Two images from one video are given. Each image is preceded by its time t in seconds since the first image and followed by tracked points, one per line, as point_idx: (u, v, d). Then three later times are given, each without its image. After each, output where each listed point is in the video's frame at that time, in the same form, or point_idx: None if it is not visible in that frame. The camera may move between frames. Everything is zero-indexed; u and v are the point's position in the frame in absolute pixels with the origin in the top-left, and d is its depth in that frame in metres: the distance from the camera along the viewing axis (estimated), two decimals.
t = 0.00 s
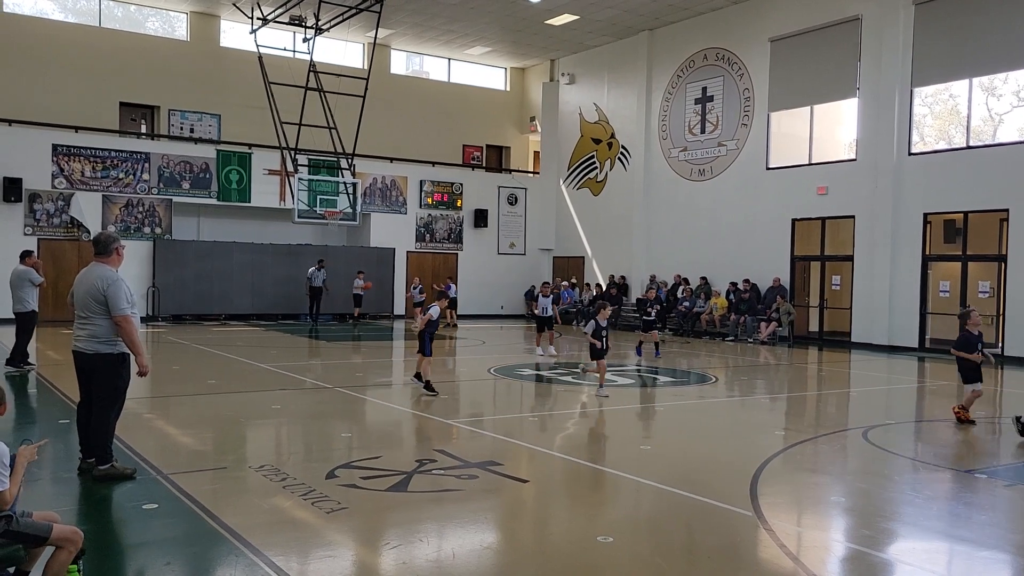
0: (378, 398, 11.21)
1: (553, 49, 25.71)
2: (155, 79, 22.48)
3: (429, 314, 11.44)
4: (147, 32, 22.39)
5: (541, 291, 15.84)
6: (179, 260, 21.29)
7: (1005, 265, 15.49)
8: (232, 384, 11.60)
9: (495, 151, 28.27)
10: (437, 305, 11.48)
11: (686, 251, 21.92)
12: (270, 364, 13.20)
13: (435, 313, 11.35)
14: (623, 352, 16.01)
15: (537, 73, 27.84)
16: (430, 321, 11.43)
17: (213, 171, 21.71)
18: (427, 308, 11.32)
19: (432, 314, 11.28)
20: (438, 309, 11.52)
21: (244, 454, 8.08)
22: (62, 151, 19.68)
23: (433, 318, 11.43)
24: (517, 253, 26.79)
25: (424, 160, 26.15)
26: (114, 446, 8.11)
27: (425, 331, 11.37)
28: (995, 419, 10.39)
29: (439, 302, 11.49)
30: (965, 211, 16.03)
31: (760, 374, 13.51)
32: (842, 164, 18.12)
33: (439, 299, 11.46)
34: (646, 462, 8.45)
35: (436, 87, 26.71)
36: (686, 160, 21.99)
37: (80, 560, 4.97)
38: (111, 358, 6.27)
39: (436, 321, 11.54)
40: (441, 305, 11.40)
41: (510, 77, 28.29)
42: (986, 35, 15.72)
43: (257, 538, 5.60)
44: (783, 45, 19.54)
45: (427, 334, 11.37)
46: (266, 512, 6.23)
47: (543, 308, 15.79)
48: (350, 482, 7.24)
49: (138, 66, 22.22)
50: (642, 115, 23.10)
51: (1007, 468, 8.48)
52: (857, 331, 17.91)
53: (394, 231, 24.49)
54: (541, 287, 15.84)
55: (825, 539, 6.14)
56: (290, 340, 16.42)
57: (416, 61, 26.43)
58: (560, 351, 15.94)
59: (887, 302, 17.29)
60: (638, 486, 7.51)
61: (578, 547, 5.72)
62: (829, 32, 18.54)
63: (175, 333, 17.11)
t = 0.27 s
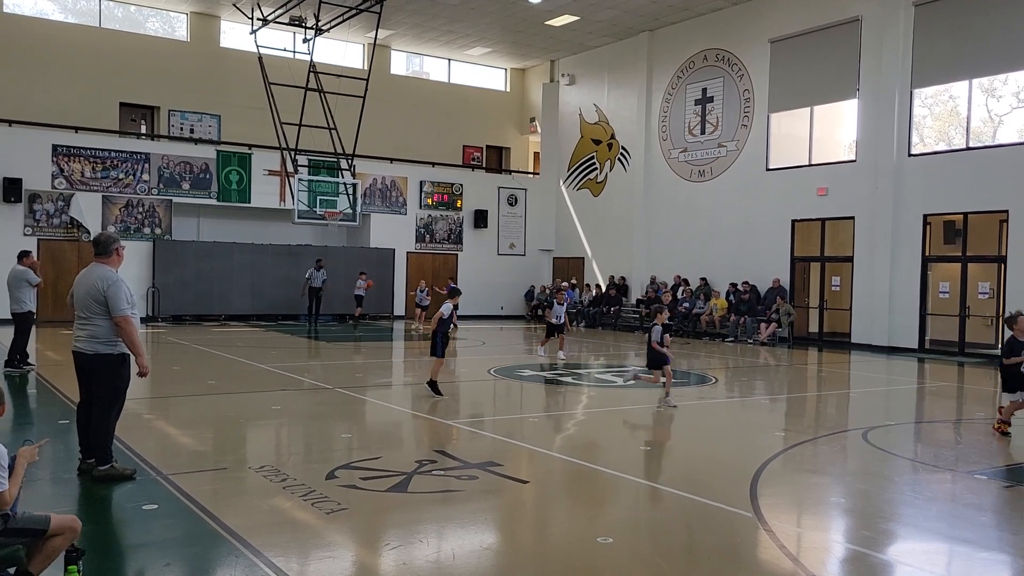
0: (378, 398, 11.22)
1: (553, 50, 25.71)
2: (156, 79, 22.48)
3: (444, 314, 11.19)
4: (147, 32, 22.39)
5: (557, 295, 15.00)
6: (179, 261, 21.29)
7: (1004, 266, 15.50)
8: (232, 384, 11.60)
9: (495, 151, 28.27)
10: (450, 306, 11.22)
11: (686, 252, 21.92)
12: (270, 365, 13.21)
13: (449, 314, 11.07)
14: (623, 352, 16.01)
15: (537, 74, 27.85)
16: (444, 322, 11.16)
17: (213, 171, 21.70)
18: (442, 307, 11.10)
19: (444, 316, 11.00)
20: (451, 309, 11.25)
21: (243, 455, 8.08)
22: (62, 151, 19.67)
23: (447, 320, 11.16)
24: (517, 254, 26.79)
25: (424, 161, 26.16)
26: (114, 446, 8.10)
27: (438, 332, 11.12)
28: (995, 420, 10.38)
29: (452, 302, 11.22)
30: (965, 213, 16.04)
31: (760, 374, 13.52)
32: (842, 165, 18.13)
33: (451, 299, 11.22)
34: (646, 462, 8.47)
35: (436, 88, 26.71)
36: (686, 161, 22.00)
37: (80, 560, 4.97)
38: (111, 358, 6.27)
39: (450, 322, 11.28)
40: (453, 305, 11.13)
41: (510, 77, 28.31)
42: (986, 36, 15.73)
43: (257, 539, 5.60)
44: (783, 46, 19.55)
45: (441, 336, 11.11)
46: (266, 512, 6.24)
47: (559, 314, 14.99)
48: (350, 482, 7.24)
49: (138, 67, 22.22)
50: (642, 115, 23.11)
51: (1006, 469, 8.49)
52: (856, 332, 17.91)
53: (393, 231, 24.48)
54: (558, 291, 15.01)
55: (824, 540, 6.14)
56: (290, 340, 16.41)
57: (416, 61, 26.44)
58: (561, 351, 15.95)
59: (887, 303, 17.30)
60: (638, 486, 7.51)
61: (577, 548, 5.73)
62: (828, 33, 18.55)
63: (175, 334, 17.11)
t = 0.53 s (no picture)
0: (378, 399, 11.21)
1: (552, 52, 25.73)
2: (155, 80, 22.49)
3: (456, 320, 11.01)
4: (147, 33, 22.39)
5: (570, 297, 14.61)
6: (178, 262, 21.29)
7: (1003, 268, 15.52)
8: (231, 385, 11.59)
9: (494, 153, 28.27)
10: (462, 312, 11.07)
11: (686, 253, 21.92)
12: (269, 366, 13.20)
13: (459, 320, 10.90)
14: (623, 354, 16.00)
15: (536, 76, 27.86)
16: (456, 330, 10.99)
17: (213, 172, 21.69)
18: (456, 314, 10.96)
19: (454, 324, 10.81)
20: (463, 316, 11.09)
21: (242, 456, 8.07)
22: (61, 152, 19.67)
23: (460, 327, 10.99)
24: (516, 255, 26.77)
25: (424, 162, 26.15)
26: (113, 448, 8.09)
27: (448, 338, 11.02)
28: (994, 422, 10.38)
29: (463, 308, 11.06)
30: (964, 214, 16.05)
31: (759, 376, 13.52)
32: (841, 166, 18.14)
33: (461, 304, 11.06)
34: (646, 464, 8.46)
35: (436, 89, 26.71)
36: (686, 162, 22.00)
37: (78, 562, 4.96)
38: (111, 360, 6.27)
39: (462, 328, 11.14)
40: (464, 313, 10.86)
41: (510, 79, 28.32)
42: (986, 38, 15.74)
43: (256, 540, 5.59)
44: (782, 47, 19.56)
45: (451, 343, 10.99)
46: (265, 514, 6.23)
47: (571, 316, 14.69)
48: (349, 484, 7.23)
49: (138, 68, 22.22)
50: (641, 117, 23.12)
51: (1005, 470, 8.50)
52: (856, 333, 17.91)
53: (392, 232, 24.47)
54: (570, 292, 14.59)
55: (824, 541, 6.14)
56: (289, 342, 16.40)
57: (416, 63, 26.45)
58: (560, 352, 15.93)
59: (886, 305, 17.30)
60: (638, 488, 7.51)
61: (577, 549, 5.72)
62: (827, 35, 18.57)
63: (174, 335, 17.10)
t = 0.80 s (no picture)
0: (376, 400, 11.20)
1: (551, 52, 25.73)
2: (153, 81, 22.46)
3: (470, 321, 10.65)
4: (145, 34, 22.37)
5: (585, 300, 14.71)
6: (176, 263, 21.27)
7: (1001, 269, 15.55)
8: (230, 387, 11.57)
9: (493, 154, 28.27)
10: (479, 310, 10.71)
11: (684, 254, 21.92)
12: (268, 367, 13.18)
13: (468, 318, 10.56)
14: (622, 355, 15.99)
15: (535, 76, 27.86)
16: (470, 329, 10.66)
17: (211, 173, 21.68)
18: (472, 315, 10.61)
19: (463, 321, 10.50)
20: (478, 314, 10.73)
21: (241, 457, 8.06)
22: (59, 152, 19.65)
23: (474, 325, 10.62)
24: (515, 256, 26.76)
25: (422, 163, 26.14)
26: (111, 449, 8.08)
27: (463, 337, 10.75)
28: (993, 423, 10.39)
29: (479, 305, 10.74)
30: (961, 215, 16.07)
31: (758, 377, 13.52)
32: (839, 167, 18.16)
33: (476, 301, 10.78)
34: (645, 465, 8.46)
35: (434, 90, 26.71)
36: (684, 163, 22.00)
37: (76, 563, 4.95)
38: (109, 361, 6.27)
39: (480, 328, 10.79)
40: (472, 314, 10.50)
41: (508, 80, 28.32)
42: (984, 39, 15.76)
43: (255, 542, 5.59)
44: (780, 49, 19.58)
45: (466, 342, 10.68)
46: (264, 515, 6.22)
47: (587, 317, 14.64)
48: (347, 485, 7.23)
49: (135, 69, 22.20)
50: (640, 118, 23.13)
51: (1004, 471, 8.51)
52: (854, 334, 17.92)
53: (391, 233, 24.45)
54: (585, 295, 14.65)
55: (823, 543, 6.14)
56: (288, 343, 16.38)
57: (415, 63, 26.44)
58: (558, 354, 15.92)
59: (884, 305, 17.31)
60: (637, 489, 7.50)
61: (576, 551, 5.73)
62: (826, 36, 18.59)
63: (172, 336, 17.07)
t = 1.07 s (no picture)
0: (372, 402, 11.19)
1: (547, 54, 25.74)
2: (149, 82, 22.42)
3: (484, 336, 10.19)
4: (141, 35, 22.33)
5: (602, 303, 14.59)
6: (172, 264, 21.24)
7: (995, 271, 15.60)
8: (225, 388, 11.55)
9: (489, 155, 28.28)
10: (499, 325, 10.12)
11: (680, 256, 21.95)
12: (263, 369, 13.17)
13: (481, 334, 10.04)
14: (618, 357, 15.99)
15: (531, 78, 27.88)
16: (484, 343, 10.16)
17: (207, 174, 21.66)
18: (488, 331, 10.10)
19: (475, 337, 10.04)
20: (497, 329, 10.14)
21: (236, 459, 8.05)
22: (55, 154, 19.60)
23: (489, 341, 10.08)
24: (511, 257, 26.76)
25: (419, 164, 26.13)
26: (107, 450, 8.07)
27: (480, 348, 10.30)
28: (988, 424, 10.42)
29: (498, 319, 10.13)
30: (956, 217, 16.12)
31: (754, 379, 13.53)
32: (834, 169, 18.20)
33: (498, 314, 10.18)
34: (641, 467, 8.47)
35: (431, 92, 26.71)
36: (680, 165, 22.03)
37: (70, 564, 4.95)
38: (103, 362, 6.25)
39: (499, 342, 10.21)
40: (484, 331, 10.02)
41: (504, 82, 28.33)
42: (978, 42, 15.81)
43: (250, 543, 5.58)
44: (776, 51, 19.62)
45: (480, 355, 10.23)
46: (258, 517, 6.22)
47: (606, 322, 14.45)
48: (343, 486, 7.22)
49: (131, 70, 22.17)
50: (636, 120, 23.16)
51: (998, 473, 8.54)
52: (849, 335, 17.95)
53: (387, 235, 24.44)
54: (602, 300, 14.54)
55: (819, 544, 6.16)
56: (284, 344, 16.36)
57: (411, 65, 26.44)
58: (554, 355, 15.92)
59: (879, 307, 17.34)
60: (633, 490, 7.51)
61: (571, 552, 5.73)
62: (821, 39, 18.63)
63: (168, 338, 17.05)
